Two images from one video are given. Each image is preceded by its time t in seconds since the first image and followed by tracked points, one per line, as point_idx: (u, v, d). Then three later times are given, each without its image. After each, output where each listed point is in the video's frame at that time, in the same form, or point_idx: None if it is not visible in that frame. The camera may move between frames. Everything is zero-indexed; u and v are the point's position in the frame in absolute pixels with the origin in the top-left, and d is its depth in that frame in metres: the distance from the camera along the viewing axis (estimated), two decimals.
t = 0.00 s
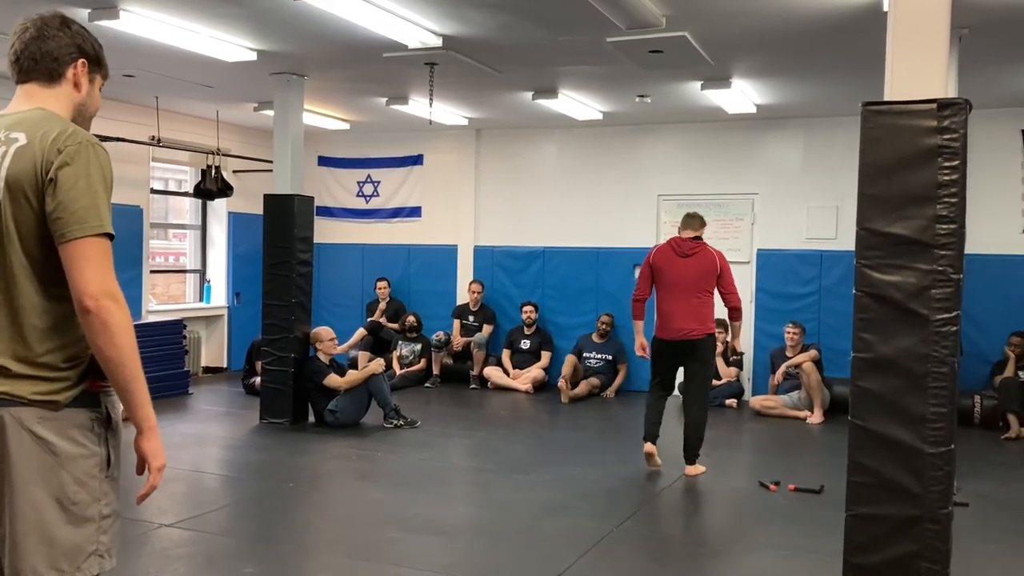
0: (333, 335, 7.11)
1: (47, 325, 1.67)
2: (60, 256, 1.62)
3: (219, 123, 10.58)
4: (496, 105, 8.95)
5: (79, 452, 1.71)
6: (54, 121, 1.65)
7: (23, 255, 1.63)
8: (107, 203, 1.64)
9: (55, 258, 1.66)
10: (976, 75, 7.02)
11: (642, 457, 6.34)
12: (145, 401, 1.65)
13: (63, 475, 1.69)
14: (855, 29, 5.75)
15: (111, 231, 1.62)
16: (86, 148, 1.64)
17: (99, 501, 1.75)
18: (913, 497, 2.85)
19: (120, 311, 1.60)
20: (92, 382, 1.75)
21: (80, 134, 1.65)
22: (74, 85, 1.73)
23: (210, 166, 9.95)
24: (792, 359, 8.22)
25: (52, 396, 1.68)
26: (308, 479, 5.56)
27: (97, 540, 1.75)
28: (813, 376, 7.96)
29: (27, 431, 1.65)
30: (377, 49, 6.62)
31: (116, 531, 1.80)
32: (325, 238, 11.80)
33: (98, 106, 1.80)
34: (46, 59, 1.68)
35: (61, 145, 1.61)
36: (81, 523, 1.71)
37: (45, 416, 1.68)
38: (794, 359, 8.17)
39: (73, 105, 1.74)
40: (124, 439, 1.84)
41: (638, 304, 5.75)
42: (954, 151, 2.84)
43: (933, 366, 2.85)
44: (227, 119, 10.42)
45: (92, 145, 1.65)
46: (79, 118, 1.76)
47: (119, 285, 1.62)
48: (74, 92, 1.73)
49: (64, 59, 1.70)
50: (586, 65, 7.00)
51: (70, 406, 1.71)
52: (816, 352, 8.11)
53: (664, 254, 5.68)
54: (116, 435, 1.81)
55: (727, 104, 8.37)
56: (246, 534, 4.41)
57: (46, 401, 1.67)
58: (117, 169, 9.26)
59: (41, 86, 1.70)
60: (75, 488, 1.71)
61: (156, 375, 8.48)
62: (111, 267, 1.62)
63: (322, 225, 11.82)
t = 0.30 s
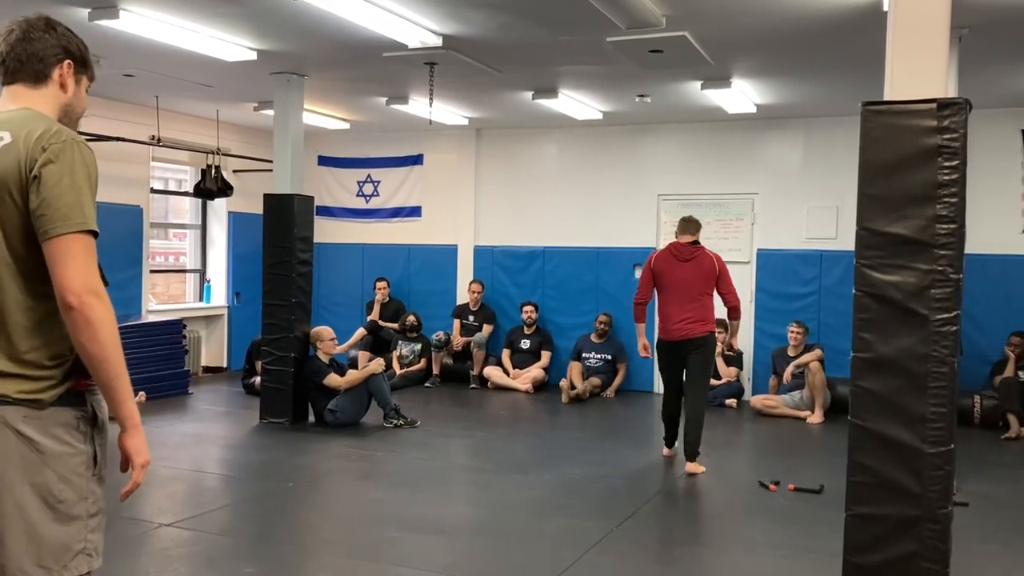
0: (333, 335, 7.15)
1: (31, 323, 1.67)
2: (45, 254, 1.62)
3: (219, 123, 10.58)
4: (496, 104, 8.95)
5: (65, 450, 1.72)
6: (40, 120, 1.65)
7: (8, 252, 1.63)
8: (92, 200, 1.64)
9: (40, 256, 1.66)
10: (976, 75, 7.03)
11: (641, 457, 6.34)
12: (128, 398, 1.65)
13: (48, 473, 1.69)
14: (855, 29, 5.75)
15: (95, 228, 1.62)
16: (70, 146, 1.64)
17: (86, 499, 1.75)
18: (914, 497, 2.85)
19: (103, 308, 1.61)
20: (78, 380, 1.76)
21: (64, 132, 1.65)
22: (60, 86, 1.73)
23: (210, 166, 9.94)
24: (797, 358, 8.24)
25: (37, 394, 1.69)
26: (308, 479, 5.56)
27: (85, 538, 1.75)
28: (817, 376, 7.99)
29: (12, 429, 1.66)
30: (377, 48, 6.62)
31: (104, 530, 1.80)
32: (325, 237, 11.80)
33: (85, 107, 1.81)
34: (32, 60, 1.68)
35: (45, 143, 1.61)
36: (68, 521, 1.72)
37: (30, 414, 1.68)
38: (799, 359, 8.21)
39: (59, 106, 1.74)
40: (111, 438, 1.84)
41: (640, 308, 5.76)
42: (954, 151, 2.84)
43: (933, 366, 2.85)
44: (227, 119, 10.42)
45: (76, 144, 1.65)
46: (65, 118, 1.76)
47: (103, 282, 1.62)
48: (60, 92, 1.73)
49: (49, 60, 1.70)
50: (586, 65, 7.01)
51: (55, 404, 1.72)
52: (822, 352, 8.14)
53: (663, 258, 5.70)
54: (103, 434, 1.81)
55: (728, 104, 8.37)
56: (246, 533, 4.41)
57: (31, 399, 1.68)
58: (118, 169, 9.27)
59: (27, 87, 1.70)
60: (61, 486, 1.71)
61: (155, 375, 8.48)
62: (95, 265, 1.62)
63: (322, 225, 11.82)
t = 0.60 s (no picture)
0: (333, 335, 7.15)
1: (22, 322, 1.66)
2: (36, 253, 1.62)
3: (219, 122, 10.58)
4: (496, 104, 8.95)
5: (58, 449, 1.71)
6: (33, 120, 1.65)
7: None
8: (83, 200, 1.64)
9: (31, 254, 1.66)
10: (976, 75, 7.02)
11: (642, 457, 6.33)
12: (121, 399, 1.64)
13: (41, 472, 1.69)
14: (855, 29, 5.75)
15: (86, 228, 1.62)
16: (62, 146, 1.64)
17: (80, 498, 1.75)
18: (914, 497, 2.85)
19: (94, 308, 1.60)
20: (70, 379, 1.75)
21: (56, 132, 1.65)
22: (54, 86, 1.73)
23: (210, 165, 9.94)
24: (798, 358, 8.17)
25: (29, 393, 1.68)
26: (308, 479, 5.55)
27: (78, 537, 1.75)
28: (816, 376, 7.96)
29: (4, 428, 1.65)
30: (377, 48, 6.61)
31: (98, 529, 1.80)
32: (325, 237, 11.79)
33: (79, 107, 1.80)
34: (25, 61, 1.68)
35: (37, 143, 1.61)
36: (61, 520, 1.71)
37: (22, 413, 1.67)
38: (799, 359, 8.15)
39: (52, 106, 1.73)
40: (103, 437, 1.84)
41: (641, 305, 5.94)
42: (955, 151, 2.84)
43: (933, 366, 2.84)
44: (227, 119, 10.41)
45: (68, 144, 1.65)
46: (59, 119, 1.76)
47: (95, 282, 1.62)
48: (53, 93, 1.73)
49: (43, 61, 1.69)
50: (586, 64, 7.01)
51: (47, 403, 1.71)
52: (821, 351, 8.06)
53: (656, 256, 5.83)
54: (96, 433, 1.81)
55: (728, 104, 8.36)
56: (246, 533, 4.41)
57: (22, 398, 1.67)
58: (118, 169, 9.26)
59: (21, 87, 1.70)
60: (54, 485, 1.71)
61: (155, 374, 8.48)
62: (87, 265, 1.61)
63: (322, 225, 11.81)
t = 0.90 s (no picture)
0: (333, 335, 7.13)
1: (28, 323, 1.66)
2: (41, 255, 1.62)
3: (220, 122, 10.58)
4: (497, 104, 8.94)
5: (63, 448, 1.71)
6: (38, 120, 1.65)
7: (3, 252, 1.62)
8: (88, 202, 1.64)
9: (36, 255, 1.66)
10: (977, 75, 7.01)
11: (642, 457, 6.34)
12: (124, 400, 1.65)
13: (48, 471, 1.69)
14: (855, 29, 5.75)
15: (91, 230, 1.62)
16: (66, 147, 1.63)
17: (86, 498, 1.75)
18: (913, 497, 2.85)
19: (99, 312, 1.60)
20: (74, 380, 1.75)
21: (61, 133, 1.65)
22: (60, 85, 1.72)
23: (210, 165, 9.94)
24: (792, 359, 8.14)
25: (35, 393, 1.68)
26: (308, 479, 5.55)
27: (84, 536, 1.75)
28: (810, 377, 7.95)
29: (10, 428, 1.65)
30: (377, 47, 6.61)
31: (104, 528, 1.80)
32: (325, 237, 11.79)
33: (85, 105, 1.80)
34: (31, 60, 1.68)
35: (42, 145, 1.61)
36: (66, 520, 1.71)
37: (28, 413, 1.67)
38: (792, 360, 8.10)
39: (58, 105, 1.73)
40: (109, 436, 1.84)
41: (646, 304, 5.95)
42: (955, 151, 2.84)
43: (933, 366, 2.84)
44: (228, 118, 10.41)
45: (73, 144, 1.65)
46: (65, 117, 1.76)
47: (99, 285, 1.61)
48: (59, 91, 1.73)
49: (49, 59, 1.69)
50: (586, 64, 7.01)
51: (53, 403, 1.71)
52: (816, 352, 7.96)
53: (662, 257, 5.86)
54: (102, 433, 1.81)
55: (729, 104, 8.36)
56: (246, 533, 4.40)
57: (28, 398, 1.67)
58: (118, 168, 9.26)
59: (27, 86, 1.70)
60: (60, 484, 1.70)
61: (155, 374, 8.47)
62: (91, 267, 1.61)
63: (322, 225, 11.81)
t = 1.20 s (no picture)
0: (334, 335, 7.10)
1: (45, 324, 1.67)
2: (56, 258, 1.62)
3: (221, 122, 10.59)
4: (497, 104, 8.94)
5: (78, 449, 1.70)
6: (58, 121, 1.65)
7: (19, 254, 1.62)
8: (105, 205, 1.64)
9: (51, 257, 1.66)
10: (977, 75, 7.01)
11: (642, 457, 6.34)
12: (131, 406, 1.66)
13: (63, 472, 1.69)
14: (856, 29, 5.75)
15: (107, 234, 1.62)
16: (85, 149, 1.63)
17: (100, 499, 1.75)
18: (914, 496, 2.85)
19: (110, 316, 1.60)
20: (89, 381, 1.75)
21: (81, 135, 1.65)
22: (80, 84, 1.72)
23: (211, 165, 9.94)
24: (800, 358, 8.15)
25: (52, 394, 1.68)
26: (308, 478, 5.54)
27: (98, 537, 1.74)
28: (817, 376, 7.97)
29: (27, 429, 1.65)
30: (378, 47, 6.61)
31: (118, 528, 1.79)
32: (326, 237, 11.79)
33: (105, 104, 1.80)
34: (51, 58, 1.68)
35: (61, 146, 1.61)
36: (80, 521, 1.71)
37: (44, 414, 1.68)
38: (800, 360, 8.12)
39: (78, 104, 1.73)
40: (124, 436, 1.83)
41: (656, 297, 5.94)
42: (956, 151, 2.83)
43: (934, 367, 2.84)
44: (228, 118, 10.42)
45: (92, 146, 1.65)
46: (85, 116, 1.76)
47: (111, 289, 1.61)
48: (80, 90, 1.73)
49: (71, 58, 1.69)
50: (586, 64, 7.02)
51: (69, 404, 1.71)
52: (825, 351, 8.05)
53: (679, 253, 5.83)
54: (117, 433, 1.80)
55: (729, 104, 8.35)
56: (246, 533, 4.40)
57: (45, 399, 1.67)
58: (118, 168, 9.26)
59: (47, 85, 1.70)
60: (75, 486, 1.70)
61: (155, 374, 8.47)
62: (105, 271, 1.61)
63: (322, 225, 11.81)
